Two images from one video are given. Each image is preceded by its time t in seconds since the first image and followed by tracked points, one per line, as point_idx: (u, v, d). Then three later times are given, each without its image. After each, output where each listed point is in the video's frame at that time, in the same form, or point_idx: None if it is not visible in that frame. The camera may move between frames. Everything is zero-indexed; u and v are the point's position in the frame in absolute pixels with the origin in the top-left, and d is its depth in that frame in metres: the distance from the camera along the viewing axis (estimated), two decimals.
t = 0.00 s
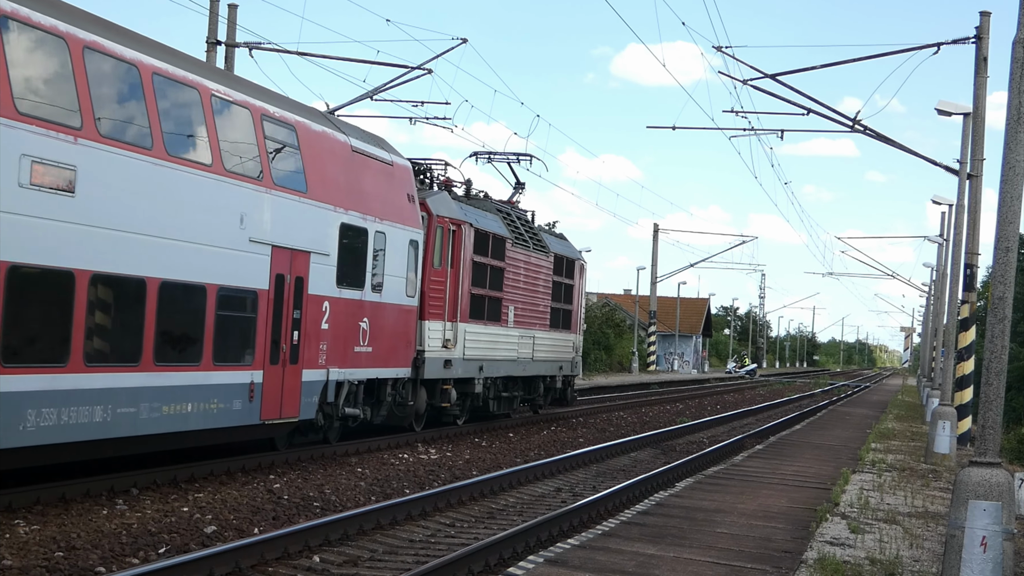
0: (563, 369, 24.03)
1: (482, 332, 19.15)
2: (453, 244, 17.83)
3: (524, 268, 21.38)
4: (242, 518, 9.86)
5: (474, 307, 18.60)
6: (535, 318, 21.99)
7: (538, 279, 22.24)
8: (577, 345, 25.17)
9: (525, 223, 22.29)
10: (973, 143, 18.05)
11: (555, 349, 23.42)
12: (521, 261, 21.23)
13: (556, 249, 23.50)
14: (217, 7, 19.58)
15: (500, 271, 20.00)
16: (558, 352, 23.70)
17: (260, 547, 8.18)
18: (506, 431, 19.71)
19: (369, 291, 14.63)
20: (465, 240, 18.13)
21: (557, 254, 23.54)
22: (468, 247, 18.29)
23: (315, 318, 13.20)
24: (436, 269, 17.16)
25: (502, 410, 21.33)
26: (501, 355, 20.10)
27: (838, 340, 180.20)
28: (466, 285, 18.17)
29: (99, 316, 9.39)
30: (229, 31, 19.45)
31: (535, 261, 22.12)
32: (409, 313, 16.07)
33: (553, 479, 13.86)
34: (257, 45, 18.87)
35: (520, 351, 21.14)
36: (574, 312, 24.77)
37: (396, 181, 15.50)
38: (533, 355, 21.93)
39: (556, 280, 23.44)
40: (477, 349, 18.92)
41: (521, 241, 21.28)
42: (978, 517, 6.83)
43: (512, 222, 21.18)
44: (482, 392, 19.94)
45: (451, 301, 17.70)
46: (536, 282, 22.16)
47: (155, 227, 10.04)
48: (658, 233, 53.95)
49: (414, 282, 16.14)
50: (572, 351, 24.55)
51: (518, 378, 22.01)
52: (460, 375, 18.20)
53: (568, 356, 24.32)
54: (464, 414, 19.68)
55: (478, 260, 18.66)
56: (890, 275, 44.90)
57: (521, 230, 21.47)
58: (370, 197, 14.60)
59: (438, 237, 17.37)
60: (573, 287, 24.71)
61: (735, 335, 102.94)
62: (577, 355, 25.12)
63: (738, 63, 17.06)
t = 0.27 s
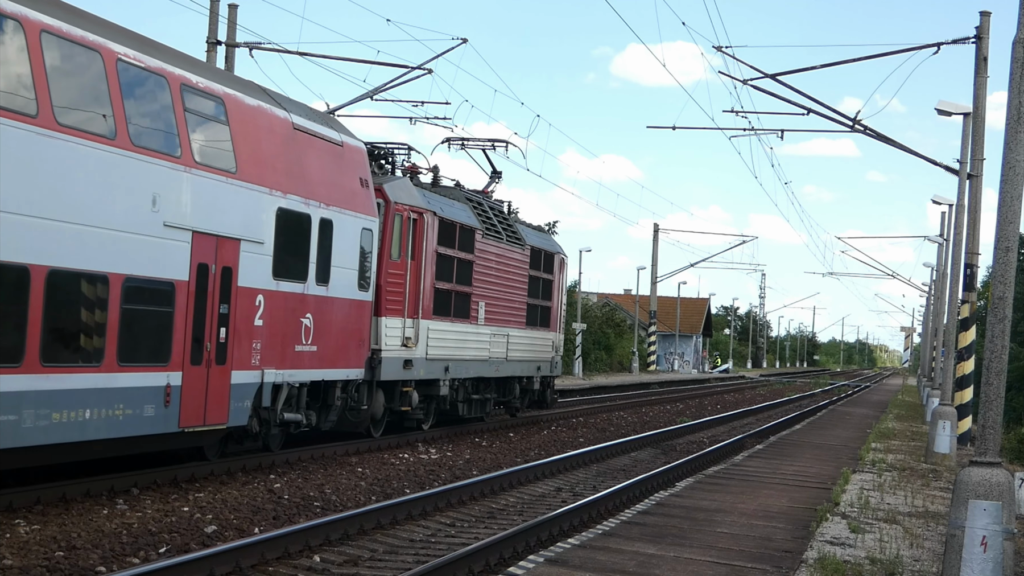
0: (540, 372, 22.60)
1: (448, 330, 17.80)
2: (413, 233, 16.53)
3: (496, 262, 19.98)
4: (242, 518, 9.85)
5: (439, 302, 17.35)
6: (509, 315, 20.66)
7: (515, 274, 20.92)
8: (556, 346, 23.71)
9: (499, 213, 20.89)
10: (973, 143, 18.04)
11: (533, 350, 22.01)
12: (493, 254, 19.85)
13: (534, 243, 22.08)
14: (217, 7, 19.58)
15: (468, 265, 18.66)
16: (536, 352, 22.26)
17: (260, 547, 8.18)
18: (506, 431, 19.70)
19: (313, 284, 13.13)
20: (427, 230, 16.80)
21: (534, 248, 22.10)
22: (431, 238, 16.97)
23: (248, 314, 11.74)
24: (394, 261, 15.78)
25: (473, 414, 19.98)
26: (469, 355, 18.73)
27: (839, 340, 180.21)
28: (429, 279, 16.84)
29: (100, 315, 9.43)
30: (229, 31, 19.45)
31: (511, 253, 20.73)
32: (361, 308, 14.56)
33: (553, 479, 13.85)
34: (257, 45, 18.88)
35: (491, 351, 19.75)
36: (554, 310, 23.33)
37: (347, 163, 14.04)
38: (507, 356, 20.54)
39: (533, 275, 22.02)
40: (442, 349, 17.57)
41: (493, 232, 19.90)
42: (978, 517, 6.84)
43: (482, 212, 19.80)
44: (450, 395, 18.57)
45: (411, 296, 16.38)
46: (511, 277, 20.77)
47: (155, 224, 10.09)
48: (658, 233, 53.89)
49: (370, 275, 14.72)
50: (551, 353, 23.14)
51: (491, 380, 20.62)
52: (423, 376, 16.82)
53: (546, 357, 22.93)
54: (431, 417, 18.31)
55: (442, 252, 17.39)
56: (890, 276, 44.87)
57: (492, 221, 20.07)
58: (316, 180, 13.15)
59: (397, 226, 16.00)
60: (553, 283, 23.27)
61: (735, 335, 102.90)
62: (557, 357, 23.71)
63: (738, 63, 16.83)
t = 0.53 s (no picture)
0: (511, 372, 21.12)
1: (403, 326, 16.24)
2: (362, 220, 14.96)
3: (459, 252, 18.36)
4: (242, 518, 9.85)
5: (393, 296, 15.81)
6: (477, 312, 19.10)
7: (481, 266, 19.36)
8: (529, 344, 22.21)
9: (465, 199, 19.23)
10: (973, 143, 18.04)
11: (502, 348, 20.55)
12: (456, 244, 18.24)
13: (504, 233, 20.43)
14: (217, 7, 19.59)
15: (427, 254, 17.08)
16: (506, 351, 20.77)
17: (261, 547, 8.18)
18: (506, 431, 19.70)
19: (236, 274, 11.46)
20: (377, 215, 15.19)
21: (504, 238, 20.45)
22: (382, 224, 15.39)
23: (154, 309, 10.06)
24: (339, 250, 14.29)
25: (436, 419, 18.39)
26: (429, 355, 17.19)
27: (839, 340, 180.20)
28: (380, 270, 15.33)
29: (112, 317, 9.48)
30: (229, 31, 19.45)
31: (478, 243, 19.10)
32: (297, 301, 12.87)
33: (553, 479, 13.85)
34: (257, 45, 18.89)
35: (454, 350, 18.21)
36: (527, 305, 21.86)
37: (279, 141, 12.42)
38: (473, 354, 19.03)
39: (503, 268, 20.43)
40: (397, 347, 16.02)
41: (456, 220, 18.26)
42: (978, 517, 6.83)
43: (444, 198, 18.13)
44: (408, 398, 17.05)
45: (358, 288, 14.82)
46: (478, 269, 19.22)
47: (107, 213, 9.31)
48: (657, 233, 53.81)
49: (308, 266, 13.08)
50: (523, 352, 21.67)
51: (457, 381, 19.13)
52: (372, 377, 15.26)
53: (518, 357, 21.43)
54: (387, 422, 16.80)
55: (397, 241, 15.88)
56: (890, 276, 44.84)
57: (455, 208, 18.37)
58: (241, 158, 11.55)
59: (342, 210, 14.42)
60: (525, 277, 21.72)
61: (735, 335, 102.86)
62: (531, 356, 22.26)
63: (738, 63, 16.77)
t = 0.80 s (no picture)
0: (480, 373, 19.69)
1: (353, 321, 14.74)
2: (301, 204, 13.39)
3: (418, 242, 16.83)
4: (242, 518, 9.87)
5: (338, 289, 14.30)
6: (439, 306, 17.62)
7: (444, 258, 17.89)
8: (501, 343, 20.77)
9: (427, 186, 17.84)
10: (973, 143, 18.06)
11: (470, 347, 19.11)
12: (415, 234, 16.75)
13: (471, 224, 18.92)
14: (217, 7, 19.58)
15: (379, 245, 15.57)
16: (474, 350, 19.32)
17: (261, 547, 8.19)
18: (506, 431, 19.73)
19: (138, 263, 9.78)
20: (317, 198, 13.67)
21: (469, 229, 18.94)
22: (324, 209, 13.88)
23: (35, 298, 8.36)
24: (271, 237, 12.69)
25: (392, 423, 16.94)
26: (384, 355, 15.71)
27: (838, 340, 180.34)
28: (322, 260, 13.86)
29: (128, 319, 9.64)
30: (229, 31, 19.46)
31: (438, 233, 17.60)
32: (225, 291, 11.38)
33: (553, 479, 13.87)
34: (258, 45, 18.89)
35: (413, 349, 16.70)
36: (498, 301, 20.45)
37: (196, 112, 10.87)
38: (435, 354, 17.55)
39: (469, 262, 18.99)
40: (345, 346, 14.48)
41: (413, 206, 16.73)
42: (977, 517, 6.83)
43: (399, 183, 16.60)
44: (360, 402, 15.56)
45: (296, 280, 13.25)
46: (439, 261, 17.71)
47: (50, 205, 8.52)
48: (657, 233, 53.82)
49: (233, 254, 11.49)
50: (493, 352, 20.22)
51: (418, 383, 17.66)
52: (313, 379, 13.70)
53: (487, 357, 20.00)
54: (337, 427, 15.36)
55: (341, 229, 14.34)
56: (890, 275, 44.93)
57: (414, 195, 16.98)
58: (146, 131, 9.95)
59: (277, 192, 12.85)
60: (495, 271, 20.27)
61: (735, 335, 102.90)
62: (502, 356, 20.84)
63: (738, 63, 17.17)
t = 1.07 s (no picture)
0: (444, 374, 18.08)
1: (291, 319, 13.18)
2: (224, 183, 11.79)
3: (368, 228, 15.14)
4: (242, 518, 9.85)
5: (269, 281, 12.66)
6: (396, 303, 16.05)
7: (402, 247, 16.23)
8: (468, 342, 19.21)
9: (382, 170, 16.20)
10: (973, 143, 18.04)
11: (433, 345, 17.55)
12: (365, 220, 15.05)
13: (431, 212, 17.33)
14: (218, 7, 19.57)
15: (323, 231, 13.95)
16: (436, 349, 17.72)
17: (261, 547, 8.18)
18: (505, 431, 19.69)
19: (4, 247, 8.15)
20: (244, 177, 12.07)
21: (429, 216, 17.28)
22: (252, 189, 12.27)
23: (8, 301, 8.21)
24: (185, 219, 11.09)
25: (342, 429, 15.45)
26: (327, 354, 14.11)
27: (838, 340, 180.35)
28: (252, 247, 12.30)
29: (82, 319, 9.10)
30: (229, 31, 19.45)
31: (394, 219, 15.95)
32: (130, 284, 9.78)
33: (553, 479, 13.85)
34: (258, 44, 18.88)
35: (363, 348, 15.08)
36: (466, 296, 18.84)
37: (95, 77, 9.35)
38: (390, 354, 15.95)
39: (431, 252, 17.36)
40: (280, 344, 12.93)
41: (362, 190, 15.04)
42: (978, 517, 6.83)
43: (346, 163, 14.93)
44: (300, 406, 14.03)
45: (218, 270, 11.68)
46: (396, 250, 16.04)
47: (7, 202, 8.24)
48: (656, 234, 53.77)
49: (141, 239, 9.94)
50: (458, 351, 18.62)
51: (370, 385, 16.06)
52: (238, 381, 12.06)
53: (452, 357, 18.40)
54: (276, 433, 13.90)
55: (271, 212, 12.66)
56: (890, 275, 44.92)
57: (366, 178, 15.33)
58: (23, 91, 8.39)
59: (194, 169, 11.30)
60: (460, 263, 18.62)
61: (735, 335, 102.84)
62: (470, 356, 19.24)
63: (738, 64, 16.76)
